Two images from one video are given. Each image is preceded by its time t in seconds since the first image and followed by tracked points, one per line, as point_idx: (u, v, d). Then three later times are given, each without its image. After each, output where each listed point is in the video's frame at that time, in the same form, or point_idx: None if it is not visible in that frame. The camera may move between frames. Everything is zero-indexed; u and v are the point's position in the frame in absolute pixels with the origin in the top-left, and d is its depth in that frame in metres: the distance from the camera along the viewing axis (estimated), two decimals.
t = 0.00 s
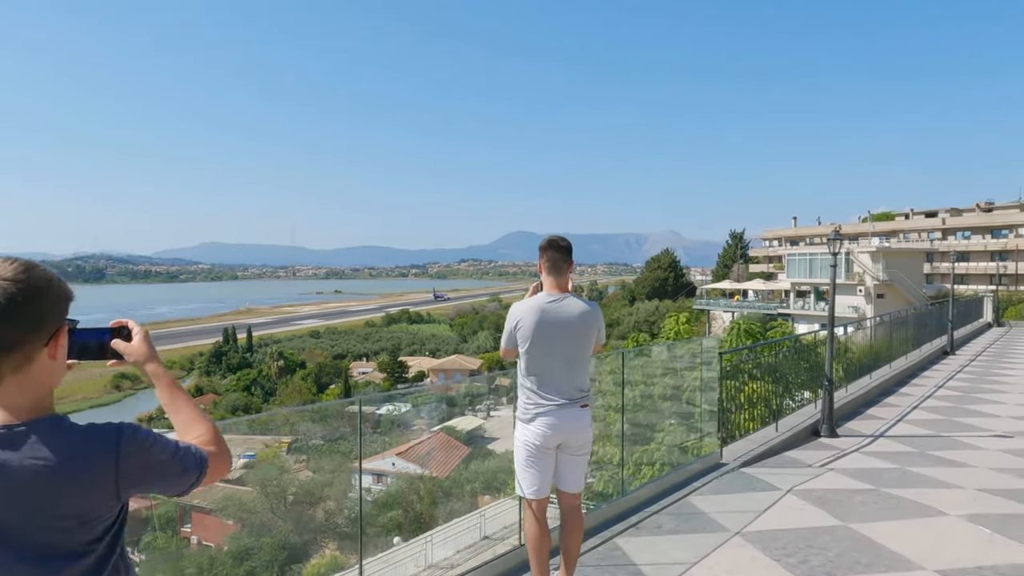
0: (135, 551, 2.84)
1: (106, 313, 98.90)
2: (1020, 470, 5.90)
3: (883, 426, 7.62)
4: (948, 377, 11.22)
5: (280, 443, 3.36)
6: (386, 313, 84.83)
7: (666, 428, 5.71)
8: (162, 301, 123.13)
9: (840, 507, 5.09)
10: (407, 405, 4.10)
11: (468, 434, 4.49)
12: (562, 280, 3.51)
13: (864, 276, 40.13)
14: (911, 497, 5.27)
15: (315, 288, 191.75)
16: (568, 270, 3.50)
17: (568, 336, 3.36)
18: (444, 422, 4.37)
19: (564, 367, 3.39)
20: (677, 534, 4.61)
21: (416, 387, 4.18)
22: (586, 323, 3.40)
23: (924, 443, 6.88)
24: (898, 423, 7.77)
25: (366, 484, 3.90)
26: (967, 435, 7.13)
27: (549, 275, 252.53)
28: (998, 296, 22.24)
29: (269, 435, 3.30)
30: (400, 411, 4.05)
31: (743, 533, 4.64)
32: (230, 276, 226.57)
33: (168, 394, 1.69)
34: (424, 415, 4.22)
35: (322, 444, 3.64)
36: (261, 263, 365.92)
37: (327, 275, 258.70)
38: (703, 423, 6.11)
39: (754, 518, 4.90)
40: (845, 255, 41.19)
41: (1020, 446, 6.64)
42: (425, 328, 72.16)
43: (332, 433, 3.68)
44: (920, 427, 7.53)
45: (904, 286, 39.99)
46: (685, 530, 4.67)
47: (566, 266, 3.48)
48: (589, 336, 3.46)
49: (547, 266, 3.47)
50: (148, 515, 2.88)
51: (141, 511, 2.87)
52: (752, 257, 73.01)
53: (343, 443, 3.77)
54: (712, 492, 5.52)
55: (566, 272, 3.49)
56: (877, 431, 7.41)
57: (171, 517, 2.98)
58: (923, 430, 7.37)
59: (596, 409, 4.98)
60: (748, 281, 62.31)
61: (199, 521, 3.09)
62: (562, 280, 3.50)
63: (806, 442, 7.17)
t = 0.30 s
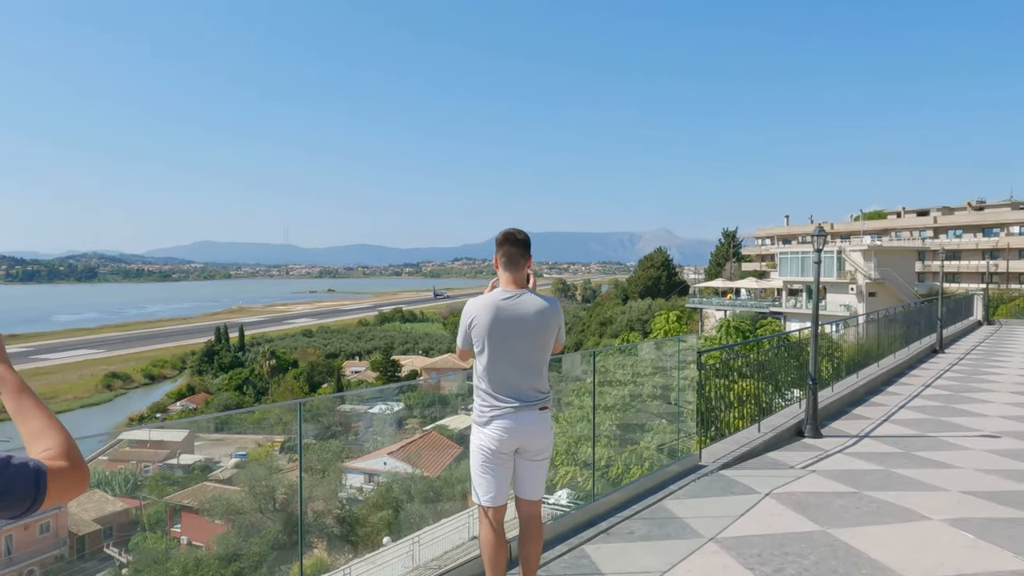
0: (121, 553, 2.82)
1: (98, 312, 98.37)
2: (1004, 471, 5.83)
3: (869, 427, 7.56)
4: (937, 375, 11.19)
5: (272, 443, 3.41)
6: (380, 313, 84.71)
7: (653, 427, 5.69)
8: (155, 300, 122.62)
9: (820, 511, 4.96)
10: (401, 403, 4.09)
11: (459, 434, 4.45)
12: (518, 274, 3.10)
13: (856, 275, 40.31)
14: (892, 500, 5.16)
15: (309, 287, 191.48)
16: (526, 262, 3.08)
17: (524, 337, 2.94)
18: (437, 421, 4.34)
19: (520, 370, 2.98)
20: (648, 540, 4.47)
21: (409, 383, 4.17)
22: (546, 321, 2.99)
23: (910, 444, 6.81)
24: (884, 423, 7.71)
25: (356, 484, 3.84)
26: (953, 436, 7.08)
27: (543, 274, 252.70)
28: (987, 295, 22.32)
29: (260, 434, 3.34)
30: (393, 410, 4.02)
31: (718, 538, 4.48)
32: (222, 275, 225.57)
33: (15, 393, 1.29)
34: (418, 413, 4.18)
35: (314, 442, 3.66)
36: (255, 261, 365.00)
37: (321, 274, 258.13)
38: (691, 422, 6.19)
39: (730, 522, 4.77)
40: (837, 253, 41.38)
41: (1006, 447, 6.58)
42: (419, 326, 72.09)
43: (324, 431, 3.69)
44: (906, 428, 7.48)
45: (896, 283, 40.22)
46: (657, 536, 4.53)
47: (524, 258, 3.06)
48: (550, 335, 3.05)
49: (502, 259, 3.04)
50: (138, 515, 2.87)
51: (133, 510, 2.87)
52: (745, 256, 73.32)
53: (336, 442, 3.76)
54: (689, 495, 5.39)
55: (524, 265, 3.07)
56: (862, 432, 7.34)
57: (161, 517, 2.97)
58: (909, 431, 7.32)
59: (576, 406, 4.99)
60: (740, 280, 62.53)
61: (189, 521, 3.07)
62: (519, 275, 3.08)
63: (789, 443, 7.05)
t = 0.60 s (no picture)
0: (109, 554, 2.78)
1: (92, 311, 97.92)
2: (989, 477, 5.71)
3: (854, 431, 7.47)
4: (926, 377, 11.13)
5: (264, 442, 3.38)
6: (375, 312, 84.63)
7: (638, 427, 5.64)
8: (149, 299, 122.21)
9: (797, 520, 4.82)
10: (393, 403, 4.03)
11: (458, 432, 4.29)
12: (469, 273, 2.81)
13: (850, 275, 40.42)
14: (873, 509, 5.01)
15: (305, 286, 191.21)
16: (475, 261, 2.81)
17: (474, 341, 2.64)
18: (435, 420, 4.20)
19: (471, 375, 2.68)
20: (617, 551, 4.33)
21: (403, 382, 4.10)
22: (498, 322, 2.70)
23: (895, 448, 6.70)
24: (869, 426, 7.65)
25: (348, 484, 3.79)
26: (941, 440, 6.97)
27: (539, 274, 252.70)
28: (979, 295, 22.35)
29: (252, 434, 3.33)
30: (387, 410, 3.97)
31: (688, 550, 4.34)
32: (217, 274, 224.93)
33: None
34: (411, 415, 4.13)
35: (308, 442, 3.58)
36: (250, 260, 364.42)
37: (316, 273, 257.58)
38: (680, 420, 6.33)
39: (704, 532, 4.63)
40: (831, 254, 41.53)
41: (992, 451, 6.48)
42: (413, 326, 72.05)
43: (318, 432, 3.64)
44: (891, 431, 7.41)
45: (889, 284, 40.36)
46: (627, 547, 4.39)
47: (473, 256, 2.79)
48: (503, 338, 2.75)
49: (450, 257, 2.78)
50: (129, 516, 2.82)
51: (123, 512, 2.81)
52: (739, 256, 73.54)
53: (328, 444, 3.70)
54: (663, 503, 5.25)
55: (473, 264, 2.80)
56: (847, 436, 7.26)
57: (152, 518, 2.91)
58: (894, 435, 7.23)
59: (568, 407, 5.05)
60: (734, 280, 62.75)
61: (179, 521, 3.03)
62: (469, 273, 2.80)
63: (772, 447, 6.95)
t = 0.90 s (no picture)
0: (99, 558, 2.78)
1: (87, 313, 97.53)
2: (977, 485, 5.53)
3: (842, 435, 7.30)
4: (917, 380, 11.02)
5: (258, 445, 3.35)
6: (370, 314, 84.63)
7: (622, 431, 5.53)
8: (144, 300, 121.92)
9: (776, 532, 4.64)
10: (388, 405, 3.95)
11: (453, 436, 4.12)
12: (420, 276, 2.75)
13: (844, 277, 40.55)
14: (856, 520, 4.82)
15: (301, 288, 190.66)
16: (427, 264, 2.75)
17: (425, 345, 2.58)
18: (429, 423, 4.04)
19: (422, 383, 2.61)
20: (587, 567, 4.12)
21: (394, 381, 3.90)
22: (450, 328, 2.63)
23: (883, 455, 6.52)
24: (857, 431, 7.47)
25: (342, 486, 3.73)
26: (929, 446, 6.80)
27: (535, 276, 253.03)
28: (972, 298, 22.34)
29: (247, 437, 3.29)
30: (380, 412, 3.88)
31: (661, 565, 4.15)
32: (213, 275, 224.47)
33: None
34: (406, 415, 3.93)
35: (302, 443, 3.57)
36: (246, 262, 364.07)
37: (312, 275, 257.23)
38: (672, 422, 6.35)
39: (679, 545, 4.44)
40: (825, 255, 41.65)
41: (981, 458, 6.32)
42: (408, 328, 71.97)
43: (310, 434, 3.61)
44: (879, 436, 7.24)
45: (883, 285, 40.49)
46: (596, 563, 4.18)
47: (425, 259, 2.72)
48: (457, 344, 2.69)
49: (399, 259, 2.69)
50: (122, 518, 2.85)
51: (116, 513, 2.84)
52: (734, 257, 73.79)
53: (323, 444, 3.66)
54: (639, 514, 5.06)
55: (426, 266, 2.74)
56: (835, 441, 7.08)
57: (145, 521, 2.93)
58: (882, 440, 7.07)
59: (558, 411, 5.01)
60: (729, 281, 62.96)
61: (172, 523, 3.03)
62: (421, 275, 2.73)
63: (756, 453, 6.77)
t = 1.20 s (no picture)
0: (88, 562, 2.76)
1: (81, 316, 97.13)
2: (968, 492, 5.49)
3: (833, 440, 7.22)
4: (911, 383, 10.95)
5: (253, 448, 3.30)
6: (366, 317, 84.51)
7: (612, 434, 5.48)
8: (139, 303, 121.49)
9: (761, 542, 4.57)
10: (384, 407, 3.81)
11: (443, 439, 4.13)
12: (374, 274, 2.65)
13: (839, 279, 40.66)
14: (844, 530, 4.75)
15: (297, 290, 190.31)
16: (381, 263, 2.65)
17: (378, 348, 2.48)
18: (422, 427, 4.02)
19: (376, 386, 2.52)
20: None
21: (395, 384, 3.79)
22: (403, 329, 2.54)
23: (873, 460, 6.46)
24: (848, 436, 7.39)
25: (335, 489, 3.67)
26: (921, 451, 6.76)
27: (532, 279, 253.10)
28: (965, 300, 22.39)
29: (241, 439, 3.24)
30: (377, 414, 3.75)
31: None
32: (209, 278, 223.79)
33: None
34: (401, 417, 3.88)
35: (297, 447, 3.52)
36: (243, 264, 363.60)
37: (308, 278, 256.82)
38: (665, 425, 6.33)
39: (659, 557, 4.33)
40: (820, 257, 41.71)
41: (973, 463, 6.29)
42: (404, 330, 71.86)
43: (306, 437, 3.57)
44: (870, 441, 7.19)
45: (878, 288, 40.59)
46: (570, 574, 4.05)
47: (377, 256, 2.62)
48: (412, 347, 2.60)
49: (348, 256, 2.59)
50: (114, 523, 2.81)
51: (110, 517, 2.80)
52: (730, 260, 73.90)
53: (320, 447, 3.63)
54: (620, 524, 4.93)
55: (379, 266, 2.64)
56: (824, 446, 6.99)
57: (138, 525, 2.89)
58: (874, 445, 7.03)
59: (550, 413, 4.98)
60: (724, 284, 63.10)
61: (163, 528, 2.98)
62: (375, 274, 2.63)
63: (745, 458, 6.68)
